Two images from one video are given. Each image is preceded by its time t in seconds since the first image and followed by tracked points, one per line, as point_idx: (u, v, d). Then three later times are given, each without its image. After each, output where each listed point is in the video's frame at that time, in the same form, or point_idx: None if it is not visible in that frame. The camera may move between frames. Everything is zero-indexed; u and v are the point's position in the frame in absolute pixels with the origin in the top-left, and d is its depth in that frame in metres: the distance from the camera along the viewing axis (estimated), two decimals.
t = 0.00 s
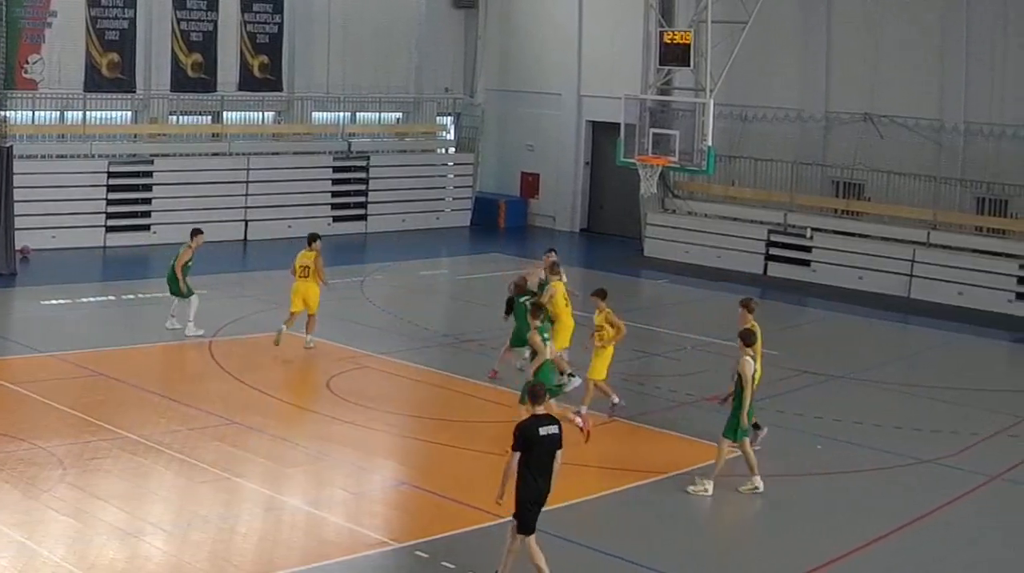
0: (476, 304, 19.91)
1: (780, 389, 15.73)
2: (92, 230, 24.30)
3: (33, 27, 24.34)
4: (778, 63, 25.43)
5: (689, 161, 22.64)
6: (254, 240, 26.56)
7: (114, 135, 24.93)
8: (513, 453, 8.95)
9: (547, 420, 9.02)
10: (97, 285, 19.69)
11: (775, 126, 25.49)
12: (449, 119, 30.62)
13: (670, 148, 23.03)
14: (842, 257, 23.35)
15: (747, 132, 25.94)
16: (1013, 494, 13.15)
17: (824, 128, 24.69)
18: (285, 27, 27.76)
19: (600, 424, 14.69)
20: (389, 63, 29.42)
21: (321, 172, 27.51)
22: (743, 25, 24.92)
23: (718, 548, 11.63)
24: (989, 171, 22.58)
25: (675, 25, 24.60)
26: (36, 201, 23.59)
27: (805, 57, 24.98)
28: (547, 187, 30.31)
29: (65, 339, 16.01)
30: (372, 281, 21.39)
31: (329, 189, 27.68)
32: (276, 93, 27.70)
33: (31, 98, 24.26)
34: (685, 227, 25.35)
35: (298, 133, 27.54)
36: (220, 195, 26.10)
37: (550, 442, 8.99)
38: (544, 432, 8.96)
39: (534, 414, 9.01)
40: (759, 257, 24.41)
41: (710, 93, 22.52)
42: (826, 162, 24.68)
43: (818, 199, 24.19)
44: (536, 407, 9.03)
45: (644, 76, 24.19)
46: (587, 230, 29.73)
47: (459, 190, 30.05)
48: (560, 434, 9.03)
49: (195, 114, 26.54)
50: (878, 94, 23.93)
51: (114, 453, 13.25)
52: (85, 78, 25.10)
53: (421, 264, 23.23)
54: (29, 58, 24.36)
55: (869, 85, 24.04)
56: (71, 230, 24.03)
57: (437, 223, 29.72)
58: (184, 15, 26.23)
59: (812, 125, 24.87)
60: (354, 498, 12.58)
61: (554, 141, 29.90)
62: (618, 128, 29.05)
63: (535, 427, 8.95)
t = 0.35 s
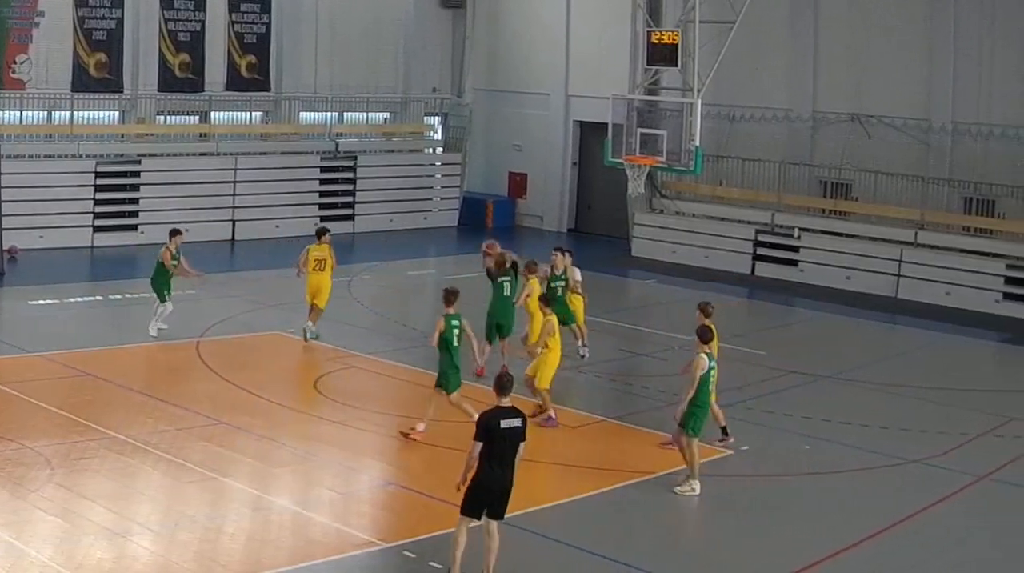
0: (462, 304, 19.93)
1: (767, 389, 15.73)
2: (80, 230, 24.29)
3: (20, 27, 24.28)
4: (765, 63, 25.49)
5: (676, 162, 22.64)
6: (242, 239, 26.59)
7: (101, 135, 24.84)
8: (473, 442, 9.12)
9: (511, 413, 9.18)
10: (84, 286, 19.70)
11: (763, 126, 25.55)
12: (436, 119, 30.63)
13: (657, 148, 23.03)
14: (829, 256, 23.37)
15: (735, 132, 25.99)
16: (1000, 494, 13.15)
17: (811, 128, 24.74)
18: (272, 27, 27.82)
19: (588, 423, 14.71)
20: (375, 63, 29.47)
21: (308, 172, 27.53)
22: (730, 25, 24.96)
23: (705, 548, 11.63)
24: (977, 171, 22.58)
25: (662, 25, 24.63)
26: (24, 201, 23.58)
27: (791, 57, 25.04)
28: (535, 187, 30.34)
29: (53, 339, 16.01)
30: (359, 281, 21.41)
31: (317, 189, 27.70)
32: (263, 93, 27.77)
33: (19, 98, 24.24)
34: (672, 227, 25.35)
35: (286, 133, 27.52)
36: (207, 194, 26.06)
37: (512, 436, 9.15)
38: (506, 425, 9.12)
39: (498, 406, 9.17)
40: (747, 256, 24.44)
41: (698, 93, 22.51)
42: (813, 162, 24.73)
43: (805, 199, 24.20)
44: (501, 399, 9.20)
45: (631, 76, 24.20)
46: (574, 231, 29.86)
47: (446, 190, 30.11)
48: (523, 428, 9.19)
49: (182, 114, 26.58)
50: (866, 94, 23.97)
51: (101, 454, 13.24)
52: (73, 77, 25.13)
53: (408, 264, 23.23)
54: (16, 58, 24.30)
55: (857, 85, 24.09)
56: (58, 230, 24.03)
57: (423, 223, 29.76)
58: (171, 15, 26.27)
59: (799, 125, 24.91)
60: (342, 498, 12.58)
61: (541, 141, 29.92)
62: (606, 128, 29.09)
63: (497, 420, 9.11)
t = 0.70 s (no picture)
0: (448, 304, 19.96)
1: (752, 389, 15.74)
2: (66, 230, 24.30)
3: (5, 27, 24.34)
4: (752, 62, 25.53)
5: (662, 161, 22.63)
6: (227, 240, 26.63)
7: (87, 134, 24.79)
8: (430, 438, 9.35)
9: (469, 410, 9.36)
10: (70, 285, 19.72)
11: (748, 127, 25.60)
12: (422, 119, 30.77)
13: (643, 148, 23.05)
14: (814, 256, 23.38)
15: (721, 132, 26.06)
16: (985, 493, 13.16)
17: (797, 128, 24.80)
18: (258, 27, 27.87)
19: (575, 424, 14.71)
20: (361, 64, 29.56)
21: (294, 172, 27.46)
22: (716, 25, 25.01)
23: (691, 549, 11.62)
24: (961, 171, 22.75)
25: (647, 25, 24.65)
26: (10, 201, 23.58)
27: (777, 57, 25.10)
28: (519, 187, 30.36)
29: (39, 339, 16.01)
30: (345, 281, 21.43)
31: (302, 189, 27.66)
32: (249, 93, 27.82)
33: (5, 98, 24.19)
34: (658, 227, 25.37)
35: (271, 133, 27.51)
36: (193, 194, 26.03)
37: (469, 431, 9.33)
38: (461, 421, 9.32)
39: (457, 403, 9.38)
40: (733, 256, 24.48)
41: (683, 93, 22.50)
42: (800, 162, 24.78)
43: (790, 200, 24.24)
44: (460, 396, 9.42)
45: (617, 76, 24.22)
46: (559, 230, 29.92)
47: (432, 189, 30.18)
48: (480, 424, 9.35)
49: (168, 114, 26.64)
50: (851, 94, 24.08)
51: (87, 453, 13.23)
52: (59, 77, 25.21)
53: (394, 264, 23.23)
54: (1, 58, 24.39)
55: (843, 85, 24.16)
56: (44, 230, 24.03)
57: (410, 223, 29.87)
58: (157, 15, 26.33)
59: (784, 125, 24.98)
60: (327, 499, 12.56)
61: (526, 141, 29.94)
62: (591, 129, 29.15)
63: (453, 416, 9.32)
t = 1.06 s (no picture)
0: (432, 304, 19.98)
1: (738, 389, 15.75)
2: (51, 230, 24.29)
3: None
4: (737, 61, 25.55)
5: (648, 162, 22.71)
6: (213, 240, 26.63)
7: (73, 134, 24.85)
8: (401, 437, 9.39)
9: (438, 409, 9.39)
10: (55, 286, 19.72)
11: (733, 126, 25.65)
12: (407, 119, 30.94)
13: (628, 148, 23.08)
14: (799, 256, 23.42)
15: (707, 132, 26.10)
16: (970, 493, 13.15)
17: (782, 128, 24.85)
18: (243, 27, 27.85)
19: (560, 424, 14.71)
20: (347, 64, 29.54)
21: (280, 172, 27.49)
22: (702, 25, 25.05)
23: (677, 551, 11.57)
24: (947, 171, 22.83)
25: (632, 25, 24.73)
26: None
27: (761, 57, 25.14)
28: (505, 187, 30.44)
29: (25, 339, 16.00)
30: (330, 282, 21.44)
31: (287, 189, 27.68)
32: (234, 93, 27.80)
33: None
34: (643, 227, 25.40)
35: (257, 133, 27.53)
36: (179, 194, 26.11)
37: (438, 430, 9.36)
38: (431, 420, 9.36)
39: (428, 402, 9.42)
40: (718, 257, 24.51)
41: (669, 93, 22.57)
42: (785, 162, 24.83)
43: (774, 200, 24.28)
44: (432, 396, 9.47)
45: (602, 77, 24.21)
46: (545, 230, 29.95)
47: (417, 190, 30.16)
48: (450, 423, 9.37)
49: (154, 114, 26.64)
50: (836, 95, 24.14)
51: (72, 454, 13.19)
52: (44, 77, 25.18)
53: (379, 264, 23.25)
54: None
55: (827, 86, 24.22)
56: (31, 230, 24.03)
57: (395, 223, 29.86)
58: (142, 15, 26.34)
59: (769, 125, 25.04)
60: (313, 500, 12.53)
61: (512, 141, 30.01)
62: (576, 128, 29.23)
63: (422, 414, 9.37)
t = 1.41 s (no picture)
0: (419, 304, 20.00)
1: (725, 389, 15.76)
2: (39, 230, 24.28)
3: None
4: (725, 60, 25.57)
5: (635, 161, 22.72)
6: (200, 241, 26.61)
7: (60, 134, 24.85)
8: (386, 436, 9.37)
9: (422, 408, 9.38)
10: (42, 286, 19.73)
11: (720, 126, 25.66)
12: (395, 119, 30.95)
13: (615, 148, 23.06)
14: (785, 256, 23.45)
15: (694, 132, 26.10)
16: (958, 492, 13.15)
17: (769, 128, 24.86)
18: (231, 27, 27.79)
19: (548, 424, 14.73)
20: (335, 64, 29.56)
21: (267, 172, 27.52)
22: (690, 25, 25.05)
23: (665, 551, 11.56)
24: (934, 170, 22.83)
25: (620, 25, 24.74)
26: None
27: (749, 57, 25.16)
28: (492, 187, 30.50)
29: (13, 339, 16.00)
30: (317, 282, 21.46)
31: (275, 188, 27.71)
32: (221, 93, 27.77)
33: None
34: (629, 226, 25.42)
35: (244, 133, 27.54)
36: (166, 194, 26.12)
37: (420, 430, 9.34)
38: (415, 419, 9.35)
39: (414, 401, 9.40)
40: (705, 257, 24.53)
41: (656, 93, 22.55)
42: (772, 162, 24.83)
43: (762, 200, 24.31)
44: (418, 395, 9.45)
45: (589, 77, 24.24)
46: (532, 230, 30.02)
47: (405, 189, 30.21)
48: (432, 423, 9.34)
49: (141, 114, 26.59)
50: (824, 96, 24.14)
51: (60, 454, 13.17)
52: (32, 77, 25.05)
53: (366, 264, 23.27)
54: None
55: (815, 86, 24.23)
56: (19, 231, 24.02)
57: (382, 223, 29.91)
58: (130, 15, 26.26)
59: (757, 125, 25.06)
60: (301, 500, 12.51)
61: (499, 140, 30.07)
62: (562, 128, 29.29)
63: (407, 414, 9.37)
